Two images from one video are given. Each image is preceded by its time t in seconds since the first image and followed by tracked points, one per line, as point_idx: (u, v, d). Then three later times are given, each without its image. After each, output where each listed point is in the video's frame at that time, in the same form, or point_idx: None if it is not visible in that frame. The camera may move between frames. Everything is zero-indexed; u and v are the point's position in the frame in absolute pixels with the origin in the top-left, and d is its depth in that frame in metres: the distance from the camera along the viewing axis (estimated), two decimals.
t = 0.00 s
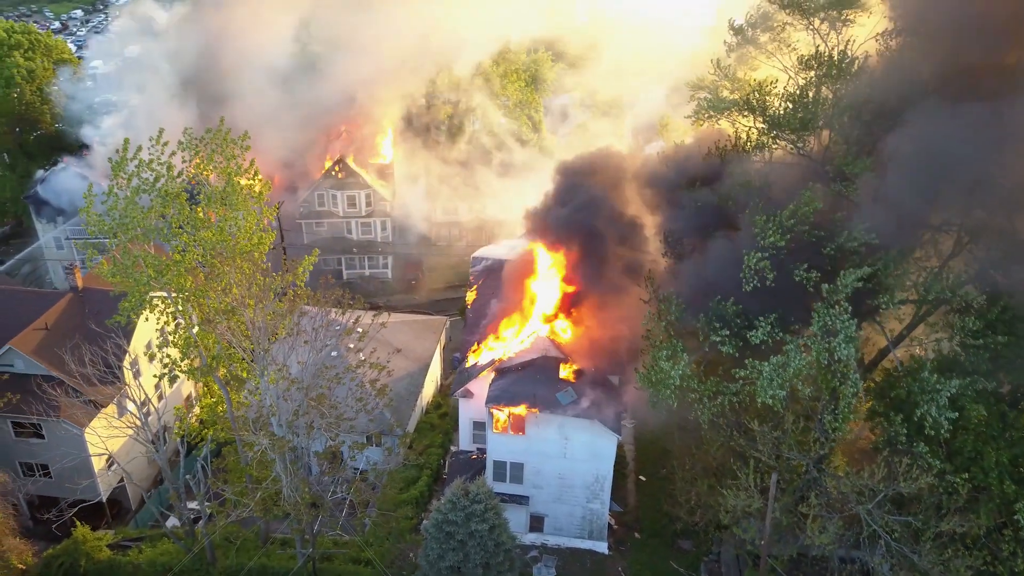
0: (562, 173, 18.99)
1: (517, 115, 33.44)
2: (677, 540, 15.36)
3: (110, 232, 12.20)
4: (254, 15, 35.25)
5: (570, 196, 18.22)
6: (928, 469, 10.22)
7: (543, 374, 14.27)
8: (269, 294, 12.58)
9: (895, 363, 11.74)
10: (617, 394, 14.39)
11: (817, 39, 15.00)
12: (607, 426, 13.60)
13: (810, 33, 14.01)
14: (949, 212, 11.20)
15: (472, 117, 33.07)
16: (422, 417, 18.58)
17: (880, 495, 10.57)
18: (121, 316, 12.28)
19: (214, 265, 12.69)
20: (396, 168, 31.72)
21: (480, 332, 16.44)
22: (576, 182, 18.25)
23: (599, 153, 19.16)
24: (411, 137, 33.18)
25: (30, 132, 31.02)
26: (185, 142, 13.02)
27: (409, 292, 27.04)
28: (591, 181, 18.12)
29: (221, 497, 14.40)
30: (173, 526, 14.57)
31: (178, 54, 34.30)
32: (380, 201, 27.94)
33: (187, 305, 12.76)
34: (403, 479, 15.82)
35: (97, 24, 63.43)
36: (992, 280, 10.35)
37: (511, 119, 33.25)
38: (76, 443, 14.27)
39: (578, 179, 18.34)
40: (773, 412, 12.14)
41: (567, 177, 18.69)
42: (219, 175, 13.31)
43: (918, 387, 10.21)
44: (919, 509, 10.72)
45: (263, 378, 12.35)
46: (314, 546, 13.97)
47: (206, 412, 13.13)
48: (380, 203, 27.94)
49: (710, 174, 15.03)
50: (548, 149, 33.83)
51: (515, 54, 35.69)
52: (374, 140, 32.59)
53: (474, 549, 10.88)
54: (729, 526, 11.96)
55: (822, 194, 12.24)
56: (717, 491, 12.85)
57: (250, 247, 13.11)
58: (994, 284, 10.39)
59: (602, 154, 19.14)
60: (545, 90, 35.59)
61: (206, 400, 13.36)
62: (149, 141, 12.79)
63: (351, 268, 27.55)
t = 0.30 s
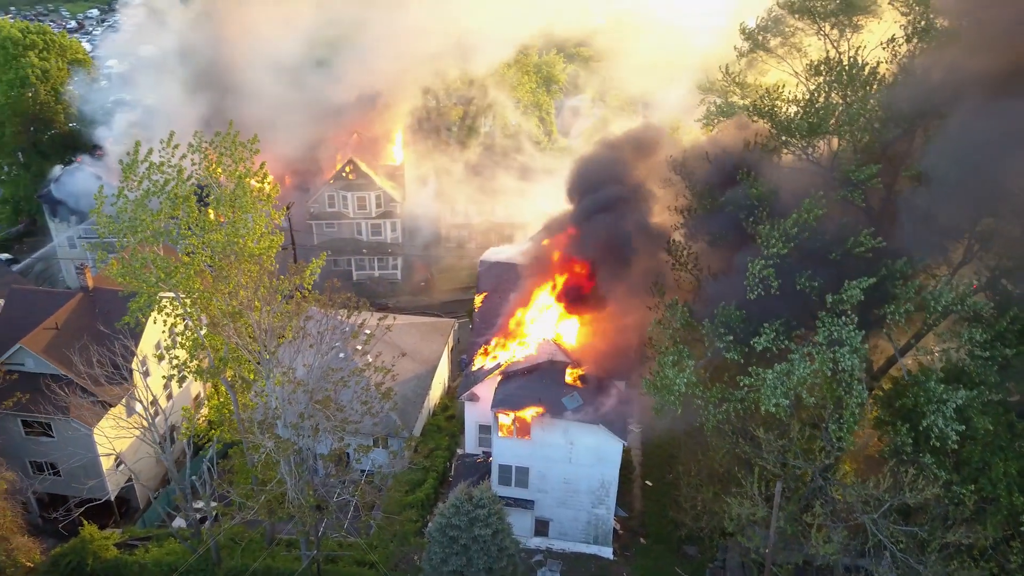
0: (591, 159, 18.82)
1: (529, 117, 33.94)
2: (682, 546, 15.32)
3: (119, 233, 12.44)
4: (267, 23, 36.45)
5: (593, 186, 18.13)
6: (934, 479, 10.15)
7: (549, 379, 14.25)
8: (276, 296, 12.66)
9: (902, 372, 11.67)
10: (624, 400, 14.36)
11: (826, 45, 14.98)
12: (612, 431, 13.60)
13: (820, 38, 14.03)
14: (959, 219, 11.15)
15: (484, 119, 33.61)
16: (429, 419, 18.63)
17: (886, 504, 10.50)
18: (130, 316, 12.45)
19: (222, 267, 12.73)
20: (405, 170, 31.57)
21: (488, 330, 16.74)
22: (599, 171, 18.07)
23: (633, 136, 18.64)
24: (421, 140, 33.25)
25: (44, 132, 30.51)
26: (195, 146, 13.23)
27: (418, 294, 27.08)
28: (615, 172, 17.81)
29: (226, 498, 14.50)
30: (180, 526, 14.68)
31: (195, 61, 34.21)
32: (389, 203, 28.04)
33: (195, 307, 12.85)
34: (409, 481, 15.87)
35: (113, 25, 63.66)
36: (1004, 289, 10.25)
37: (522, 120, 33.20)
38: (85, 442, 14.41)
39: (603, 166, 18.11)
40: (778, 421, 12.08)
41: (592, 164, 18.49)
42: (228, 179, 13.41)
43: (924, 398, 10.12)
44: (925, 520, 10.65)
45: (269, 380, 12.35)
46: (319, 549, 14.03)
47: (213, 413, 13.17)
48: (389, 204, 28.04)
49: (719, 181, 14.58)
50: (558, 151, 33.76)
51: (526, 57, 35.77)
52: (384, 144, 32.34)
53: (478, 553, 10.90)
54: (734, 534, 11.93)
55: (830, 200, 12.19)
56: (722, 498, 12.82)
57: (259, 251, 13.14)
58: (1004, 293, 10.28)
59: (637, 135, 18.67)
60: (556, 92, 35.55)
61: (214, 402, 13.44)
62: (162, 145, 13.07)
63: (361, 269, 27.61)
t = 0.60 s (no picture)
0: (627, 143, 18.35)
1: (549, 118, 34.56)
2: (693, 554, 15.24)
3: (137, 233, 12.75)
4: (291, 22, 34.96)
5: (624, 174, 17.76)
6: (947, 492, 10.04)
7: (560, 383, 14.25)
8: (288, 298, 12.80)
9: (917, 383, 11.53)
10: (636, 405, 14.34)
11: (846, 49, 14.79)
12: (622, 437, 13.56)
13: (839, 44, 13.85)
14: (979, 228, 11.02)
15: (503, 119, 34.38)
16: (442, 421, 18.63)
17: (898, 517, 10.41)
18: (146, 315, 12.63)
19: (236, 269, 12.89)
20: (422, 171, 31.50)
21: (504, 327, 16.85)
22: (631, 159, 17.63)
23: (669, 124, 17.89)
24: (438, 142, 33.36)
25: (67, 130, 31.03)
26: (212, 149, 13.48)
27: (433, 294, 27.16)
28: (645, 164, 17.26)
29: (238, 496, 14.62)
30: (193, 523, 14.83)
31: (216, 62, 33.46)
32: (405, 204, 28.10)
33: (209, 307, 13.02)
34: (420, 482, 15.89)
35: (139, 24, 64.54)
36: None
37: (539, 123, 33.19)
38: (101, 439, 14.61)
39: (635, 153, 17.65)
40: (791, 430, 11.97)
41: (626, 151, 18.02)
42: (244, 181, 13.59)
43: (938, 410, 10.00)
44: (938, 532, 10.54)
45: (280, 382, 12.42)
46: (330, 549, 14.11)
47: (226, 412, 13.32)
48: (405, 205, 28.12)
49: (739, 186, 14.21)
50: (575, 154, 33.71)
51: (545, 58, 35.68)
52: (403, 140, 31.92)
53: (485, 558, 10.92)
54: (745, 542, 11.86)
55: (847, 208, 12.08)
56: (733, 507, 12.74)
57: (272, 254, 13.26)
58: None
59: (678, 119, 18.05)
60: (574, 94, 35.49)
61: (226, 403, 13.57)
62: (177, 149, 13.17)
63: (376, 269, 27.75)
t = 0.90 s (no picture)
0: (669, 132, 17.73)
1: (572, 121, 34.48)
2: (710, 563, 15.12)
3: (162, 232, 13.01)
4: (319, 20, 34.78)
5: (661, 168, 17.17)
6: (970, 510, 9.85)
7: (577, 389, 14.23)
8: (309, 299, 13.21)
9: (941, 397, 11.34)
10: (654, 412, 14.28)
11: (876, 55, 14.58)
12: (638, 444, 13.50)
13: (868, 49, 13.64)
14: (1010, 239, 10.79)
15: (530, 120, 33.25)
16: (460, 423, 18.70)
17: (918, 533, 10.24)
18: (170, 313, 12.88)
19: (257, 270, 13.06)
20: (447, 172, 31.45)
21: (525, 326, 16.76)
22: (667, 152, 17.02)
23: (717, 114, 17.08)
24: (461, 144, 33.45)
25: (98, 128, 31.62)
26: (237, 150, 13.69)
27: (454, 296, 27.23)
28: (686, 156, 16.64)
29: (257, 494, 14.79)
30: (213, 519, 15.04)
31: (246, 60, 33.55)
32: (430, 204, 28.11)
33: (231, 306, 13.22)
34: (437, 484, 15.97)
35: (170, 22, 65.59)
36: None
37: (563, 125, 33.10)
38: (124, 434, 14.85)
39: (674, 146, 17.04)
40: (810, 442, 11.82)
41: (668, 141, 17.57)
42: (268, 182, 13.76)
43: (961, 425, 9.81)
44: (958, 548, 10.37)
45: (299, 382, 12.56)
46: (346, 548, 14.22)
47: (246, 411, 13.49)
48: (430, 206, 28.09)
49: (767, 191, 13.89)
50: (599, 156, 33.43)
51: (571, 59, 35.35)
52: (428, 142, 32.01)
53: (500, 562, 10.95)
54: (762, 553, 11.74)
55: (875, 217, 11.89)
56: (752, 517, 12.61)
57: (292, 255, 13.39)
58: None
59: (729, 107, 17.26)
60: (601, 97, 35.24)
61: (248, 401, 13.80)
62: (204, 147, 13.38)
63: (399, 270, 27.89)
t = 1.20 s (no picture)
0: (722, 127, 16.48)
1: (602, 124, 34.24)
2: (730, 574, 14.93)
3: (189, 230, 13.17)
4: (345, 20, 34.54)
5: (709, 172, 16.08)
6: (995, 530, 9.60)
7: (596, 395, 14.17)
8: (332, 299, 13.27)
9: (968, 412, 11.10)
10: (674, 419, 14.20)
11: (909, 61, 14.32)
12: (658, 451, 13.40)
13: (902, 56, 13.41)
14: None
15: (558, 121, 33.14)
16: (481, 424, 18.74)
17: (941, 551, 10.02)
18: (195, 310, 13.00)
19: (282, 269, 13.13)
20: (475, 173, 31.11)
21: (547, 331, 16.79)
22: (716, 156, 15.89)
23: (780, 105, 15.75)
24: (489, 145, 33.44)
25: (132, 124, 32.27)
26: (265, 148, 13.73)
27: (478, 296, 27.29)
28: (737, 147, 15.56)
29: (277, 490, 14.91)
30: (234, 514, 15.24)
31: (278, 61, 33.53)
32: (457, 205, 28.17)
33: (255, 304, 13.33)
34: (456, 485, 16.04)
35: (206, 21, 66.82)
36: None
37: (591, 127, 33.01)
38: (150, 428, 15.13)
39: (723, 148, 15.89)
40: (831, 454, 11.62)
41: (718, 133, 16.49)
42: (294, 181, 13.80)
43: (988, 443, 9.56)
44: (981, 568, 10.13)
45: (320, 382, 12.66)
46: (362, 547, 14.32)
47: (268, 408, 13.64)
48: (457, 207, 28.12)
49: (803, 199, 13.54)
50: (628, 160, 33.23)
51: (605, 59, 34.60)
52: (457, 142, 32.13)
53: (515, 567, 10.95)
54: (781, 566, 11.57)
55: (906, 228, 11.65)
56: (772, 529, 12.44)
57: (316, 255, 13.46)
58: None
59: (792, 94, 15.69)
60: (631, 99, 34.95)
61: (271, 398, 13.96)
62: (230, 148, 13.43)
63: (426, 270, 28.01)
